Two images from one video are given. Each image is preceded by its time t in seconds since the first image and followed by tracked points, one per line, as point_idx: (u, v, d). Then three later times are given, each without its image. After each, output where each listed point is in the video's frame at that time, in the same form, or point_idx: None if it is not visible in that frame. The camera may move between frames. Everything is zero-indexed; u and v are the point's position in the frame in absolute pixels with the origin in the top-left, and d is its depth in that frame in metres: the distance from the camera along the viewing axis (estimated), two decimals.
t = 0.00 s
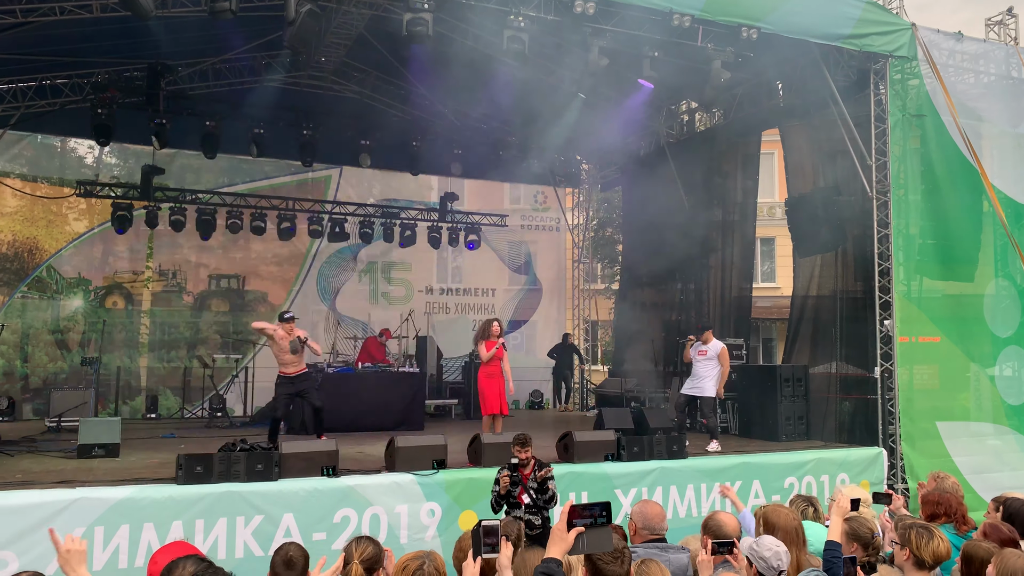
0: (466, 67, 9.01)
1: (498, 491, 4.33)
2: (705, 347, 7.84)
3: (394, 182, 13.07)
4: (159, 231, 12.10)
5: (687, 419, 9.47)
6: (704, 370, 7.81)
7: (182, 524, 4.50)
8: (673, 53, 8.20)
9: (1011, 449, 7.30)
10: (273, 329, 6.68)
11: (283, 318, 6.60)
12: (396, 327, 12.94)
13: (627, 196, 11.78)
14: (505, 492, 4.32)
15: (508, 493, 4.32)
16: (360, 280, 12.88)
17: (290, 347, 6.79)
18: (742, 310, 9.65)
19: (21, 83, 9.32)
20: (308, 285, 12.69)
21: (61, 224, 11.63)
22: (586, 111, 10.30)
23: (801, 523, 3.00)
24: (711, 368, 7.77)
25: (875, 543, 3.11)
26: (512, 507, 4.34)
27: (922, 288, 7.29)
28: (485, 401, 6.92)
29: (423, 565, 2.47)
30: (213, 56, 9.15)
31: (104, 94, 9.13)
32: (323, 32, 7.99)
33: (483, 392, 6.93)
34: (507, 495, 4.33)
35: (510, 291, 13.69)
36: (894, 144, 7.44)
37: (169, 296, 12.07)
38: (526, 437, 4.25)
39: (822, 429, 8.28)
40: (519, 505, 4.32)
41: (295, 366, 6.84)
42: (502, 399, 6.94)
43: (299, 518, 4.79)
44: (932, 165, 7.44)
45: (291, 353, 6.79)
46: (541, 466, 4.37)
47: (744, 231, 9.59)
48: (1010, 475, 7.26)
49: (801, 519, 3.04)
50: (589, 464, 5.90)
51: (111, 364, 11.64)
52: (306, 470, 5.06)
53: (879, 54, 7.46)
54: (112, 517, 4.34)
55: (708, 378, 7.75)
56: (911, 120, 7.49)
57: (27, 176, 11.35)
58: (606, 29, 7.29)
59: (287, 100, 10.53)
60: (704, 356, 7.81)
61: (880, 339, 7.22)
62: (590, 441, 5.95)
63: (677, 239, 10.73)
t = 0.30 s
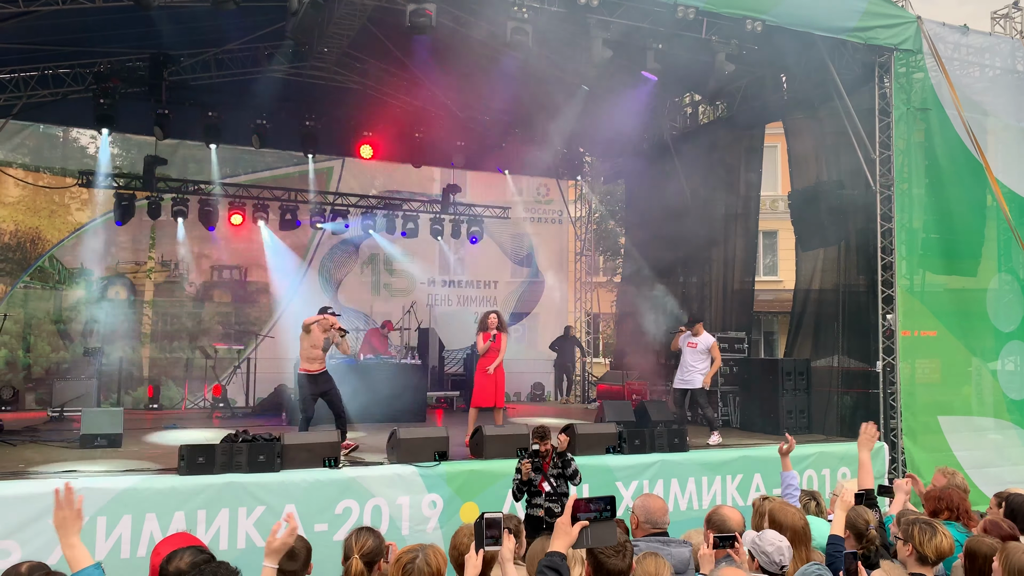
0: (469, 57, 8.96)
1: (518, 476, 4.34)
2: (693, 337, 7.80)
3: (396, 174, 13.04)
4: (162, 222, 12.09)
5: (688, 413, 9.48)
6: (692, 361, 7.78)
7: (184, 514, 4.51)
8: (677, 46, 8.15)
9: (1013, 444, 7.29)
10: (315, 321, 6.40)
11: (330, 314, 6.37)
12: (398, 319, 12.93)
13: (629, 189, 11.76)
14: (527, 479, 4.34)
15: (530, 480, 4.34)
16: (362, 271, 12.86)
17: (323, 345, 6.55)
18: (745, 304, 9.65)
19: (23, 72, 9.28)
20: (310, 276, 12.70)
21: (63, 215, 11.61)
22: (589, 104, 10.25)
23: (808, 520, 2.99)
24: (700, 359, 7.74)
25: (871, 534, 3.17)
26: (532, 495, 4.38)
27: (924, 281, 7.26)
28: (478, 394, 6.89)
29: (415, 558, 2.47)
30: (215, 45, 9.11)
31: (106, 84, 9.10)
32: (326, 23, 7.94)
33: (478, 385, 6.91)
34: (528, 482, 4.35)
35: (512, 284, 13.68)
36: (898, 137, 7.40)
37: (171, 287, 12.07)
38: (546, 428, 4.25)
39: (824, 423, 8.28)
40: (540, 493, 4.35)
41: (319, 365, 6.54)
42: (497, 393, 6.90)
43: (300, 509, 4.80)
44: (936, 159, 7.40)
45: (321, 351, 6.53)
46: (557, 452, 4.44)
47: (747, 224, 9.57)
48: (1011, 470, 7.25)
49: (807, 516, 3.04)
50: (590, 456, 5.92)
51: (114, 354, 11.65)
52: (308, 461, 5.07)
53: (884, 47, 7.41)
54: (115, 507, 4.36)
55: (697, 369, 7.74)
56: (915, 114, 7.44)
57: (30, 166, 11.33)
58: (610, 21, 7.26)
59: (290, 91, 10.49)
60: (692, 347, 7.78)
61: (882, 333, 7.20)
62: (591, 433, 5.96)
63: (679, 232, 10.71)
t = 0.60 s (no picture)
0: (470, 50, 8.93)
1: (530, 457, 4.43)
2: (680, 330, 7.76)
3: (396, 167, 13.02)
4: (162, 216, 12.08)
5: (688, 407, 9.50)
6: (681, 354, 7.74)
7: (185, 508, 4.52)
8: (679, 39, 8.12)
9: (1014, 438, 7.29)
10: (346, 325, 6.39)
11: (357, 321, 6.32)
12: (398, 313, 12.93)
13: (629, 182, 11.74)
14: (534, 465, 4.42)
15: (537, 467, 4.41)
16: (362, 265, 12.85)
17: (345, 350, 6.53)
18: (745, 298, 9.66)
19: (23, 66, 9.25)
20: (310, 270, 12.68)
21: (63, 208, 11.60)
22: (590, 98, 10.22)
23: (800, 513, 3.00)
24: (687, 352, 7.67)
25: (869, 535, 3.16)
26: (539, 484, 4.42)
27: (926, 276, 7.25)
28: (467, 386, 6.91)
29: (406, 551, 2.47)
30: (216, 38, 9.08)
31: (105, 77, 9.08)
32: (326, 16, 7.91)
33: (468, 377, 6.93)
34: (536, 465, 4.42)
35: (513, 277, 13.68)
36: (900, 131, 7.36)
37: (172, 280, 12.08)
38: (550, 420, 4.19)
39: (824, 417, 8.29)
40: (546, 482, 4.38)
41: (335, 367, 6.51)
42: (490, 385, 6.89)
43: (301, 503, 4.81)
44: (938, 153, 7.38)
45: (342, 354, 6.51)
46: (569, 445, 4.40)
47: (748, 218, 9.56)
48: (1011, 464, 7.25)
49: (799, 510, 3.04)
50: (591, 450, 5.93)
51: (115, 348, 11.68)
52: (309, 455, 5.07)
53: (886, 41, 7.36)
54: (116, 500, 4.36)
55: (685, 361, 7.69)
56: (917, 108, 7.40)
57: (29, 159, 11.32)
58: (612, 14, 7.24)
59: (290, 84, 10.45)
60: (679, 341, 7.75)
61: (883, 327, 7.17)
62: (592, 427, 5.97)
63: (680, 225, 10.70)
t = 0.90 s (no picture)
0: (468, 47, 8.91)
1: (530, 450, 4.44)
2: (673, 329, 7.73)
3: (395, 164, 13.00)
4: (160, 213, 12.06)
5: (687, 403, 9.51)
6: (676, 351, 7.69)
7: (183, 506, 4.51)
8: (677, 36, 8.11)
9: (1012, 434, 7.30)
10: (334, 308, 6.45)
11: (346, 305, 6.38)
12: (397, 311, 12.92)
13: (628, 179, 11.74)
14: (532, 459, 4.43)
15: (534, 462, 4.42)
16: (361, 262, 12.84)
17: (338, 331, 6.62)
18: (744, 294, 9.68)
19: (20, 63, 9.22)
20: (309, 267, 12.67)
21: (61, 206, 11.58)
22: (588, 95, 10.20)
23: (798, 514, 2.99)
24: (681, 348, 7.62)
25: (870, 527, 3.19)
26: (537, 479, 4.44)
27: (924, 272, 7.25)
28: (461, 385, 6.91)
29: (400, 547, 2.47)
30: (213, 36, 9.05)
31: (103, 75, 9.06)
32: (323, 13, 7.89)
33: (461, 376, 6.93)
34: (536, 458, 4.41)
35: (512, 275, 13.67)
36: (898, 127, 7.37)
37: (170, 278, 12.07)
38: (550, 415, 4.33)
39: (823, 413, 8.29)
40: (544, 477, 4.40)
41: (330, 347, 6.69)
42: (481, 382, 6.89)
43: (299, 500, 4.81)
44: (936, 149, 7.38)
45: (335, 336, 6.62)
46: (567, 440, 4.42)
47: (747, 214, 9.57)
48: (1009, 460, 7.25)
49: (797, 510, 3.04)
50: (590, 447, 5.95)
51: (113, 345, 11.67)
52: (307, 453, 5.08)
53: (884, 37, 7.34)
54: (114, 498, 4.36)
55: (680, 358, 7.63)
56: (915, 104, 7.41)
57: (27, 157, 11.29)
58: (610, 10, 7.24)
59: (287, 82, 10.42)
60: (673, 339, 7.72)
61: (881, 324, 7.18)
62: (591, 424, 5.98)
63: (678, 221, 10.70)
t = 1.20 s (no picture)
0: (465, 46, 8.91)
1: (527, 447, 4.46)
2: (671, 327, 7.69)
3: (392, 163, 13.00)
4: (157, 213, 12.05)
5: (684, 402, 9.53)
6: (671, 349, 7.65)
7: (180, 505, 4.51)
8: (674, 35, 8.12)
9: (1008, 432, 7.32)
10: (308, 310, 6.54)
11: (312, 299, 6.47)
12: (395, 309, 12.93)
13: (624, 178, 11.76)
14: (529, 456, 4.44)
15: (532, 458, 4.44)
16: (358, 261, 12.85)
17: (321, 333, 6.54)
18: (741, 293, 9.71)
19: (16, 62, 9.21)
20: (306, 266, 12.67)
21: (58, 205, 11.56)
22: (586, 93, 10.21)
23: (797, 515, 2.99)
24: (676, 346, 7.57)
25: (868, 524, 3.21)
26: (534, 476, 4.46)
27: (920, 270, 7.27)
28: (460, 384, 6.92)
29: (395, 547, 2.48)
30: (209, 34, 9.04)
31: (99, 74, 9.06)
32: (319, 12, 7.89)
33: (460, 373, 6.93)
34: (532, 455, 4.43)
35: (509, 273, 13.68)
36: (894, 126, 7.39)
37: (167, 277, 12.06)
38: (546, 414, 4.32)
39: (820, 411, 8.32)
40: (541, 475, 4.42)
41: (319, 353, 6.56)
42: (479, 382, 6.92)
43: (297, 499, 4.81)
44: (933, 148, 7.40)
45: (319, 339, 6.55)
46: (562, 437, 4.48)
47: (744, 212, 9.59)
48: (1005, 458, 7.27)
49: (796, 511, 3.03)
50: (588, 445, 5.97)
51: (110, 345, 11.66)
52: (305, 452, 5.08)
53: (880, 36, 7.36)
54: (111, 497, 4.36)
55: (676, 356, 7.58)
56: (912, 103, 7.43)
57: (23, 156, 11.27)
58: (607, 10, 7.25)
59: (285, 81, 10.41)
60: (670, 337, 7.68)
61: (878, 322, 7.20)
62: (589, 423, 6.01)
63: (675, 220, 10.71)
